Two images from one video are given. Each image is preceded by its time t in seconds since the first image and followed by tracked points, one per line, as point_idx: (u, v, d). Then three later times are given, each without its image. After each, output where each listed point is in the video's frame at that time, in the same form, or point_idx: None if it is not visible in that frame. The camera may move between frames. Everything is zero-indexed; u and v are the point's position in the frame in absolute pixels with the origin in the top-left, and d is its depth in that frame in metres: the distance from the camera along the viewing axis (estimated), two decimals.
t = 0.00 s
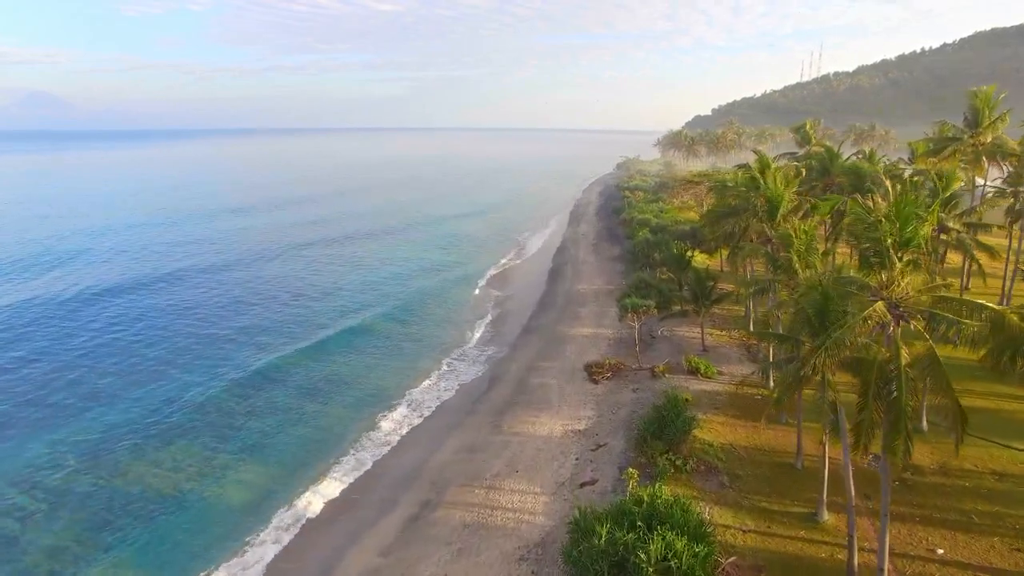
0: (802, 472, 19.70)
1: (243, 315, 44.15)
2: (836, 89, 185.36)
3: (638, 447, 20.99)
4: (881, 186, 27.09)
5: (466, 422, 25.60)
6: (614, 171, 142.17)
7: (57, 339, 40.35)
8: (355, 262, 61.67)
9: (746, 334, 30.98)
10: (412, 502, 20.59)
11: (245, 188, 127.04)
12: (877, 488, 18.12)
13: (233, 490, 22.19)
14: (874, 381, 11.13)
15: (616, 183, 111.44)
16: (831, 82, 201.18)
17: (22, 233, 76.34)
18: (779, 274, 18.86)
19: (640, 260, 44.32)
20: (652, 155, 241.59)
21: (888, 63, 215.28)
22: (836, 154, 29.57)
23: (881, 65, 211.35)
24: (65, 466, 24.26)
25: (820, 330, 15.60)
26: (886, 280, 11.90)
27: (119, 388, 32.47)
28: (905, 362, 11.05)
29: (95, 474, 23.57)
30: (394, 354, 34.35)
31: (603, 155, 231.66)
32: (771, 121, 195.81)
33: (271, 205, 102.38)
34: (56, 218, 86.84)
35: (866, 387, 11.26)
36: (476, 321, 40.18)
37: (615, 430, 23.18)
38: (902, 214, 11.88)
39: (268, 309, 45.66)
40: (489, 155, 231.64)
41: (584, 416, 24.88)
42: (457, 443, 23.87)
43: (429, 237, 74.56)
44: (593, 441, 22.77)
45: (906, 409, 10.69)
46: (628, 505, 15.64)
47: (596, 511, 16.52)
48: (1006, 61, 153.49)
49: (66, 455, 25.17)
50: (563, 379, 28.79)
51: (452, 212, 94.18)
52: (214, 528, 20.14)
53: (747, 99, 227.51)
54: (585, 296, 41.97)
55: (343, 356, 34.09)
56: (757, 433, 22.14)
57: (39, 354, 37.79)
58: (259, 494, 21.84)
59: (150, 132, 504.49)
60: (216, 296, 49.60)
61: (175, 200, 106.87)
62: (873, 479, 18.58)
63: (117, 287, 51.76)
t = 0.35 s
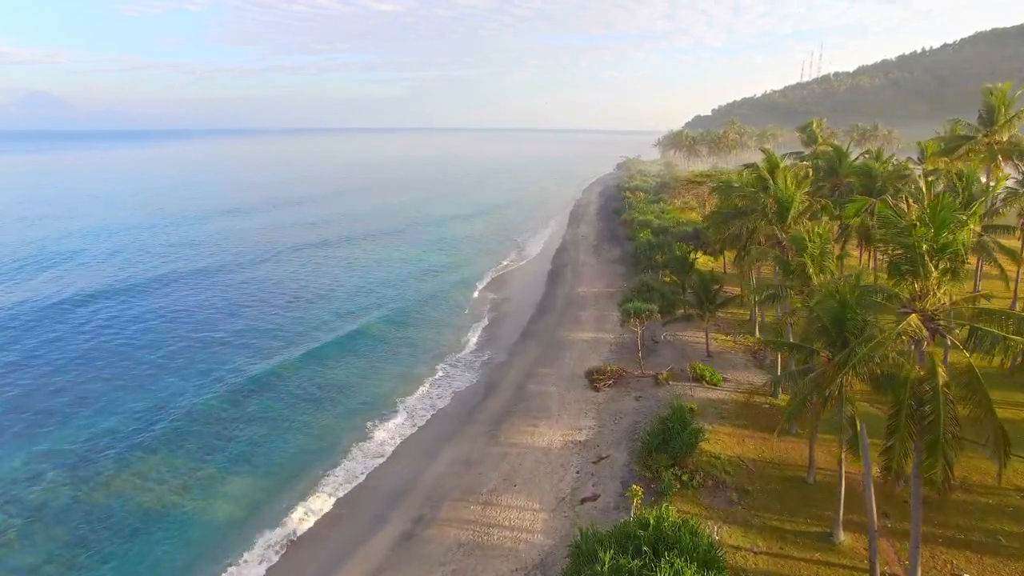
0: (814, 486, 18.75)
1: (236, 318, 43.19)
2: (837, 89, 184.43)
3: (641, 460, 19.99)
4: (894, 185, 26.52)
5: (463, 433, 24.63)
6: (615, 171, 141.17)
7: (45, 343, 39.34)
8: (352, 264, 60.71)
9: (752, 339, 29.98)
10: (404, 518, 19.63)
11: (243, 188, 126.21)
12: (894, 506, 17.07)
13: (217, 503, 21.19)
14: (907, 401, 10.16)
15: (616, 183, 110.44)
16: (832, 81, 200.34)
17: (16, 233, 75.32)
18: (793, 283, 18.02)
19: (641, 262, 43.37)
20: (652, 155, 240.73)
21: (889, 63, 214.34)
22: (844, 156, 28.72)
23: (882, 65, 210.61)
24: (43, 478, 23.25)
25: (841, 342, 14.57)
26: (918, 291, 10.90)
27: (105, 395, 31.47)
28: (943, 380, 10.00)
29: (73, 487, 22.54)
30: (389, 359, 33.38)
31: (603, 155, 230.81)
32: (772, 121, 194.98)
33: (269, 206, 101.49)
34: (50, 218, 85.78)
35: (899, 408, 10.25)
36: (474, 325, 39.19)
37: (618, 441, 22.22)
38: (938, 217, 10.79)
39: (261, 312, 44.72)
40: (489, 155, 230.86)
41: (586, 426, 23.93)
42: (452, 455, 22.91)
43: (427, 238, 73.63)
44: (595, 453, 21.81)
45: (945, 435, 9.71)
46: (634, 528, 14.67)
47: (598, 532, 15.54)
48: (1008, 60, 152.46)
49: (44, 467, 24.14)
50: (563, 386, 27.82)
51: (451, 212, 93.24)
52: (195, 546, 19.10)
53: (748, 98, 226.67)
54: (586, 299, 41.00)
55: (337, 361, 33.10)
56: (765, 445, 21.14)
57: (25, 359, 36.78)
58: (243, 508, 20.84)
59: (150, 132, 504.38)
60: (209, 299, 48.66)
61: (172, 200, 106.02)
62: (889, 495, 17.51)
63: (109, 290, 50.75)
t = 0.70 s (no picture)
0: (830, 506, 17.52)
1: (228, 323, 42.06)
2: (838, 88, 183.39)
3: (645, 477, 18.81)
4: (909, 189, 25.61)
5: (457, 446, 23.44)
6: (614, 171, 140.01)
7: (29, 347, 38.17)
8: (347, 266, 59.60)
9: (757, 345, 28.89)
10: (394, 539, 18.49)
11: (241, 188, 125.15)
12: (918, 530, 15.85)
13: (195, 523, 19.97)
14: (956, 431, 9.33)
15: (616, 184, 109.31)
16: (832, 81, 199.45)
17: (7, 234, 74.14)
18: (810, 288, 16.85)
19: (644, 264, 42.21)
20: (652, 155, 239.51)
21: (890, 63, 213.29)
22: (854, 156, 27.82)
23: (883, 65, 209.65)
24: (17, 492, 22.08)
25: (865, 357, 13.37)
26: (967, 305, 10.33)
27: (88, 403, 30.29)
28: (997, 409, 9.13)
29: (44, 505, 21.27)
30: (383, 365, 32.21)
31: (603, 156, 229.80)
32: (772, 121, 193.91)
33: (265, 206, 100.38)
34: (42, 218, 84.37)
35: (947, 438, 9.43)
36: (471, 329, 38.02)
37: (621, 456, 21.03)
38: (991, 224, 9.92)
39: (253, 316, 43.57)
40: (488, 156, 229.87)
41: (587, 439, 22.73)
42: (446, 470, 21.73)
43: (425, 240, 72.52)
44: (596, 468, 20.63)
45: (1003, 471, 8.77)
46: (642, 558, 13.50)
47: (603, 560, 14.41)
48: (1010, 59, 151.43)
49: (19, 480, 22.97)
50: (563, 395, 26.63)
51: (449, 213, 92.18)
52: (173, 569, 17.94)
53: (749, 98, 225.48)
54: (586, 303, 39.84)
55: (329, 367, 31.93)
56: (777, 459, 19.95)
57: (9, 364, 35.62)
58: (222, 529, 19.64)
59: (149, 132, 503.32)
60: (200, 302, 47.53)
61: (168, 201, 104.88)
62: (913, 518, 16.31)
63: (98, 292, 49.58)
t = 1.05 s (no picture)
0: (849, 529, 16.35)
1: (219, 327, 40.95)
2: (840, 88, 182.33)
3: (651, 497, 17.62)
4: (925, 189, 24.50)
5: (451, 461, 22.24)
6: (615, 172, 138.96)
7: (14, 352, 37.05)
8: (344, 269, 58.51)
9: (765, 353, 27.71)
10: (383, 565, 17.35)
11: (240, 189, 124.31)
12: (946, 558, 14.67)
13: (171, 545, 18.80)
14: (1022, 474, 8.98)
15: (616, 184, 107.99)
16: (834, 82, 198.35)
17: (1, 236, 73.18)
18: (830, 296, 15.67)
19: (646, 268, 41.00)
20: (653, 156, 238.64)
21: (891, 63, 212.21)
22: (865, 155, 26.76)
23: (884, 65, 208.70)
24: None
25: (894, 374, 12.24)
26: None
27: (71, 412, 29.17)
28: None
29: (15, 523, 20.15)
30: (377, 373, 31.04)
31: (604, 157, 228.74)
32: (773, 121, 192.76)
33: (263, 207, 99.47)
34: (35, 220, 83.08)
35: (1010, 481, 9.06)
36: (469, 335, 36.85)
37: (624, 472, 19.85)
38: None
39: (245, 320, 42.45)
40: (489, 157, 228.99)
41: (588, 453, 21.53)
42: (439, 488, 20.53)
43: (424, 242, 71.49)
44: (598, 486, 19.44)
45: None
46: None
47: None
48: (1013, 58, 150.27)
49: None
50: (564, 406, 25.44)
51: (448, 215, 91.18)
52: None
53: (749, 98, 224.60)
54: (588, 307, 38.67)
55: (321, 374, 30.77)
56: (791, 476, 18.83)
57: None
58: (200, 552, 18.45)
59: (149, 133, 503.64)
60: (193, 305, 46.44)
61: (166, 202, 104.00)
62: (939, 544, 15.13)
63: (88, 295, 48.51)
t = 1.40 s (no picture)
0: (871, 555, 15.20)
1: (210, 331, 39.83)
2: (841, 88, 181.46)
3: (658, 521, 16.39)
4: (942, 190, 23.33)
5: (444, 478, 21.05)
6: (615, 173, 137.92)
7: None
8: (340, 271, 57.40)
9: (774, 360, 26.54)
10: None
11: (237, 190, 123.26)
12: None
13: (149, 568, 17.65)
14: None
15: (616, 185, 106.99)
16: (834, 82, 197.50)
17: None
18: (852, 304, 14.46)
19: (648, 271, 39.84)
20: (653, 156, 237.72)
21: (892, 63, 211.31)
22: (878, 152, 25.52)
23: (884, 65, 207.89)
24: None
25: (929, 395, 11.08)
26: None
27: (51, 421, 27.99)
28: None
29: None
30: (370, 380, 29.87)
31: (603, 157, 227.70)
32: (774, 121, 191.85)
33: (260, 208, 98.36)
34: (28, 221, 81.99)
35: None
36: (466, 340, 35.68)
37: (628, 491, 18.67)
38: None
39: (237, 325, 41.32)
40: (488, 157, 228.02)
41: (589, 469, 20.35)
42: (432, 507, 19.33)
43: (421, 243, 70.42)
44: (601, 506, 18.26)
45: None
46: None
47: None
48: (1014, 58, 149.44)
49: None
50: (563, 417, 24.27)
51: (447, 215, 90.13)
52: None
53: (749, 98, 223.59)
54: (588, 311, 37.53)
55: (312, 382, 29.61)
56: (807, 496, 17.66)
57: None
58: None
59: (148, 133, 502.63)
60: (184, 309, 45.31)
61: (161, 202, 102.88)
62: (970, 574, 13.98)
63: (77, 298, 47.33)
